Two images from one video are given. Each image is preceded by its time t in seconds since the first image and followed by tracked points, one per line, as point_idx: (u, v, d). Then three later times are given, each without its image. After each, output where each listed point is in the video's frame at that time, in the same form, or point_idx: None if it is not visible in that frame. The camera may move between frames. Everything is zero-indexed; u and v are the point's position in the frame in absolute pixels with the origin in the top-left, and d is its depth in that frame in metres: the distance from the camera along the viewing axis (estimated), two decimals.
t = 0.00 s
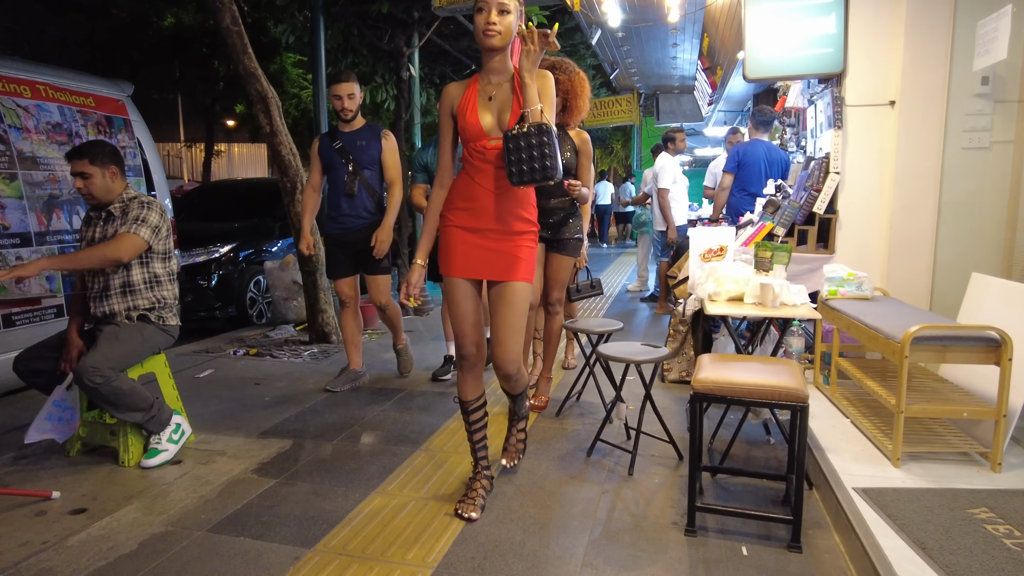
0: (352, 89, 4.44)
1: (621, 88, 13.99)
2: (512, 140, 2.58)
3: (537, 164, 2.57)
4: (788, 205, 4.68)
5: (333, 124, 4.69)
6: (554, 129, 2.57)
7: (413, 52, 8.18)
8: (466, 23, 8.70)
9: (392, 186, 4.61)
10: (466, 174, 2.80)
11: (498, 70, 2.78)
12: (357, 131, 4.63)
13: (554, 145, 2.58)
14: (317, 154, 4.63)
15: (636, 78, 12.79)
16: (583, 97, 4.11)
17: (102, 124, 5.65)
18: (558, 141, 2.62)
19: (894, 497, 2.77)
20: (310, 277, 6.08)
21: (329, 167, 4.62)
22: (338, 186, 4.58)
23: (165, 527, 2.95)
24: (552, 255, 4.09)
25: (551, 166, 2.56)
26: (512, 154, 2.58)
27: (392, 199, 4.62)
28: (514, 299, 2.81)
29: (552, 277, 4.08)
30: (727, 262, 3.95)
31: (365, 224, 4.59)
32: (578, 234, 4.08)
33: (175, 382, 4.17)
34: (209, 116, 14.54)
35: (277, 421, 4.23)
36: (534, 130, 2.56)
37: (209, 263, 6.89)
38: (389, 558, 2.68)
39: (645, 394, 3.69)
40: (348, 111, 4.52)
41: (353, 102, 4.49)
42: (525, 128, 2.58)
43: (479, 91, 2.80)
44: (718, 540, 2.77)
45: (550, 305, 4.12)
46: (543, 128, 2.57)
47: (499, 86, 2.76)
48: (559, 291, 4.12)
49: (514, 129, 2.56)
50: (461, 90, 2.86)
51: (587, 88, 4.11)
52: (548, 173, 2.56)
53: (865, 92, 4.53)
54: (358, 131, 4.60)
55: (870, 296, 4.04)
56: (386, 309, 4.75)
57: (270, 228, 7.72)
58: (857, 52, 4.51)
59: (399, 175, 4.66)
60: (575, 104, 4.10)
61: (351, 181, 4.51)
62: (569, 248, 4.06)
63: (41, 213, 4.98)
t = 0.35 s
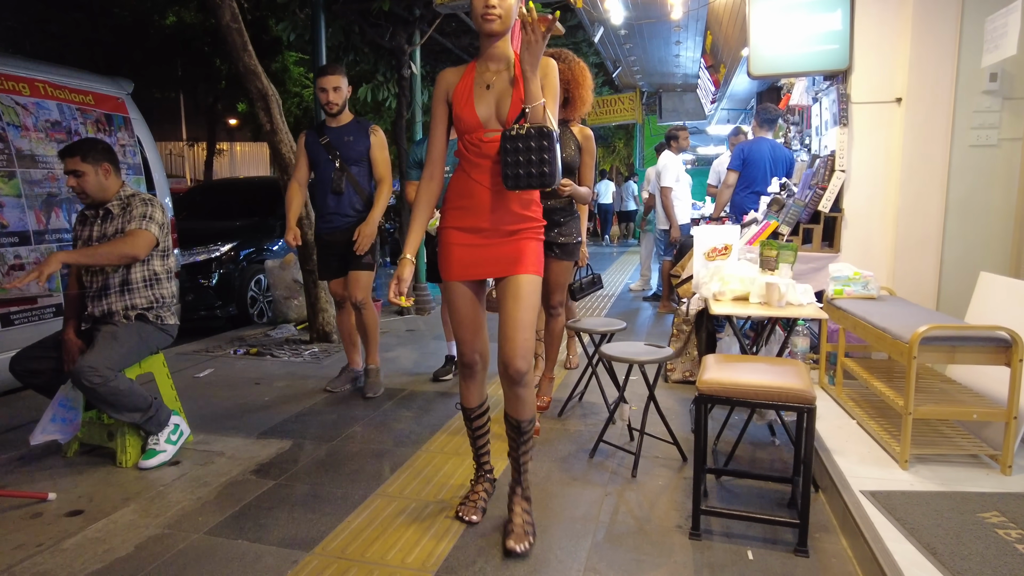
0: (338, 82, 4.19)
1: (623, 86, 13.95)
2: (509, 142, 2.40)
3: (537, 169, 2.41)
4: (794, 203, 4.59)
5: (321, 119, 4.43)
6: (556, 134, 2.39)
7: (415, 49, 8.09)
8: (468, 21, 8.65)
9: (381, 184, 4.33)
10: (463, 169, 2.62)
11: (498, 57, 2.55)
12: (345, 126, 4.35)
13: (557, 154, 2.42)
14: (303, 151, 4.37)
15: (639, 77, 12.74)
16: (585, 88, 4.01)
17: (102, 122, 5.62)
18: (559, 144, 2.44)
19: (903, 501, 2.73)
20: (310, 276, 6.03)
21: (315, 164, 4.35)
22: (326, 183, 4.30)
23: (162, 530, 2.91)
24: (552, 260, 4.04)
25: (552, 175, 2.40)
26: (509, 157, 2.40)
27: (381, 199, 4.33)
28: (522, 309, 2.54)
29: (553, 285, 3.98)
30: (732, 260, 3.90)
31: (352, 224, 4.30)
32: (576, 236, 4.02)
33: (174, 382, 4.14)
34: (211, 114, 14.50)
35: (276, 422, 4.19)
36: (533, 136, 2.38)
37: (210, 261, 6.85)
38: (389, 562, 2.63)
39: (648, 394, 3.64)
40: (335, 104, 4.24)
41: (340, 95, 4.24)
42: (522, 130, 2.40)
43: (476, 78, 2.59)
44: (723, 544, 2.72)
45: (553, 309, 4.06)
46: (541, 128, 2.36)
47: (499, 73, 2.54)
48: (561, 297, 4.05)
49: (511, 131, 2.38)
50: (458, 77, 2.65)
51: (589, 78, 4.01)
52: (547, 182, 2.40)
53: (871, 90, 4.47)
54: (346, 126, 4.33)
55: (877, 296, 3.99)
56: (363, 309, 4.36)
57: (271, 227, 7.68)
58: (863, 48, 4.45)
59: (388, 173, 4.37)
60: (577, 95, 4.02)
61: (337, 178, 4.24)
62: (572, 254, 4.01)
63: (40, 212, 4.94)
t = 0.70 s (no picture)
0: (324, 75, 4.03)
1: (626, 84, 13.89)
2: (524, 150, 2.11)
3: (555, 179, 2.13)
4: (801, 202, 4.55)
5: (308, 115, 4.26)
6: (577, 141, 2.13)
7: (416, 48, 8.02)
8: (470, 18, 8.58)
9: (372, 183, 4.20)
10: (465, 171, 2.31)
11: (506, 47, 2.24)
12: (333, 123, 4.18)
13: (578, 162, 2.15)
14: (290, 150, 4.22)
15: (642, 74, 12.69)
16: (585, 83, 3.89)
17: (99, 120, 5.54)
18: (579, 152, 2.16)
19: (916, 510, 2.65)
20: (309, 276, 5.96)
21: (303, 164, 4.19)
22: (313, 183, 4.15)
23: (156, 538, 2.84)
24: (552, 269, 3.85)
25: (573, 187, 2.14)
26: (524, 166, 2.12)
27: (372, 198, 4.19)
28: (529, 325, 2.23)
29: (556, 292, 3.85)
30: (739, 261, 3.82)
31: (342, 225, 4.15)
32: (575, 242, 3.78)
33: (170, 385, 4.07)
34: (211, 112, 14.44)
35: (274, 425, 4.12)
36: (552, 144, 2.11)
37: (210, 261, 6.78)
38: (387, 573, 2.56)
39: (653, 397, 3.57)
40: (321, 99, 4.07)
41: (325, 89, 4.07)
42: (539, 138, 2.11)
43: (480, 71, 2.27)
44: (731, 554, 2.65)
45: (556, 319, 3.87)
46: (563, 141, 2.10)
47: (506, 64, 2.22)
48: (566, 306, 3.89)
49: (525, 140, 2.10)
50: (460, 67, 2.32)
51: (589, 71, 3.88)
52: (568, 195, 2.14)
53: (880, 87, 4.39)
54: (334, 123, 4.17)
55: (886, 297, 3.91)
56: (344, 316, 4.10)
57: (272, 226, 7.61)
58: (872, 45, 4.37)
59: (379, 172, 4.22)
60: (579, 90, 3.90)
61: (325, 178, 4.09)
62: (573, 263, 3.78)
63: (35, 211, 4.88)
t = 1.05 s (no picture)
0: (314, 70, 3.82)
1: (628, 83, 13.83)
2: (545, 156, 1.88)
3: (581, 185, 1.90)
4: (807, 203, 4.39)
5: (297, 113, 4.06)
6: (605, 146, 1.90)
7: (417, 47, 7.94)
8: (471, 17, 8.50)
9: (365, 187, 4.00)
10: (475, 171, 2.05)
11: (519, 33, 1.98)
12: (322, 122, 3.98)
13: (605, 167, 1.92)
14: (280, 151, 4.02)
15: (644, 73, 12.63)
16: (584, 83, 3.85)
17: (96, 120, 5.47)
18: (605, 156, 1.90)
19: (929, 522, 2.58)
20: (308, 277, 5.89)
21: (292, 166, 4.00)
22: (299, 186, 3.95)
23: (148, 549, 2.78)
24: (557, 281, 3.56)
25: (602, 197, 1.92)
26: (544, 173, 1.89)
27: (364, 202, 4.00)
28: (547, 347, 1.97)
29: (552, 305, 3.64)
30: (745, 264, 3.78)
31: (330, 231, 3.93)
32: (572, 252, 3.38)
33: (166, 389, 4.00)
34: (212, 112, 14.36)
35: (271, 430, 4.05)
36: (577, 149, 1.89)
37: (208, 262, 6.72)
38: None
39: (658, 403, 3.49)
40: (311, 95, 3.84)
41: (316, 84, 3.87)
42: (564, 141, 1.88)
43: (491, 59, 1.99)
44: (738, 566, 2.58)
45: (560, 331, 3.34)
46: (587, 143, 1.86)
47: (520, 50, 1.96)
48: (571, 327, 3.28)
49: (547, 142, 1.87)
50: (468, 54, 2.05)
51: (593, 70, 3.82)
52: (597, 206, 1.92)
53: (887, 86, 4.31)
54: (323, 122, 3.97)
55: (894, 301, 3.83)
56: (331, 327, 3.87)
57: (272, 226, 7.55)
58: (879, 43, 4.29)
59: (372, 175, 4.01)
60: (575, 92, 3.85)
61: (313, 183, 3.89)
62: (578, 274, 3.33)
63: (31, 212, 4.81)
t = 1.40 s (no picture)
0: (307, 58, 3.67)
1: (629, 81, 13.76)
2: (555, 149, 1.60)
3: (601, 180, 1.63)
4: (811, 203, 4.36)
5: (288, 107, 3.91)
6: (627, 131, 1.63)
7: (416, 44, 7.83)
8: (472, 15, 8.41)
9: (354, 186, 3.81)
10: (475, 164, 1.73)
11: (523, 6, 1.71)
12: (311, 115, 3.81)
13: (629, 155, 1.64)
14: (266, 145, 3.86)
15: (645, 71, 12.55)
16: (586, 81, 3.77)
17: (90, 118, 5.39)
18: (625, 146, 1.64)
19: (942, 534, 2.50)
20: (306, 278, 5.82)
21: (277, 161, 3.83)
22: (284, 182, 3.79)
23: (138, 559, 2.70)
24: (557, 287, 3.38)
25: (629, 190, 1.64)
26: (556, 168, 1.61)
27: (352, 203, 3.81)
28: (559, 373, 1.69)
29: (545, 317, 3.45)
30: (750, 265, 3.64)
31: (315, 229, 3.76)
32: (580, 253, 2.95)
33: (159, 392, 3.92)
34: (213, 111, 14.30)
35: (266, 435, 3.97)
36: (593, 138, 1.61)
37: (206, 262, 6.65)
38: None
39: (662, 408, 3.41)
40: (302, 85, 3.69)
41: (308, 74, 3.72)
42: (577, 130, 1.61)
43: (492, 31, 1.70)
44: None
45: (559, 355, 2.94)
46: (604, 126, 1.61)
47: (519, 26, 1.68)
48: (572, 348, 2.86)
49: (558, 132, 1.60)
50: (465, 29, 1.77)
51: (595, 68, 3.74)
52: (623, 201, 1.64)
53: (895, 84, 4.23)
54: (312, 115, 3.80)
55: (903, 303, 3.75)
56: (324, 332, 3.80)
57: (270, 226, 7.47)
58: (886, 40, 4.20)
59: (362, 174, 3.83)
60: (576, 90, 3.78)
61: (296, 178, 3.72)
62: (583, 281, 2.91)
63: (23, 212, 4.74)
